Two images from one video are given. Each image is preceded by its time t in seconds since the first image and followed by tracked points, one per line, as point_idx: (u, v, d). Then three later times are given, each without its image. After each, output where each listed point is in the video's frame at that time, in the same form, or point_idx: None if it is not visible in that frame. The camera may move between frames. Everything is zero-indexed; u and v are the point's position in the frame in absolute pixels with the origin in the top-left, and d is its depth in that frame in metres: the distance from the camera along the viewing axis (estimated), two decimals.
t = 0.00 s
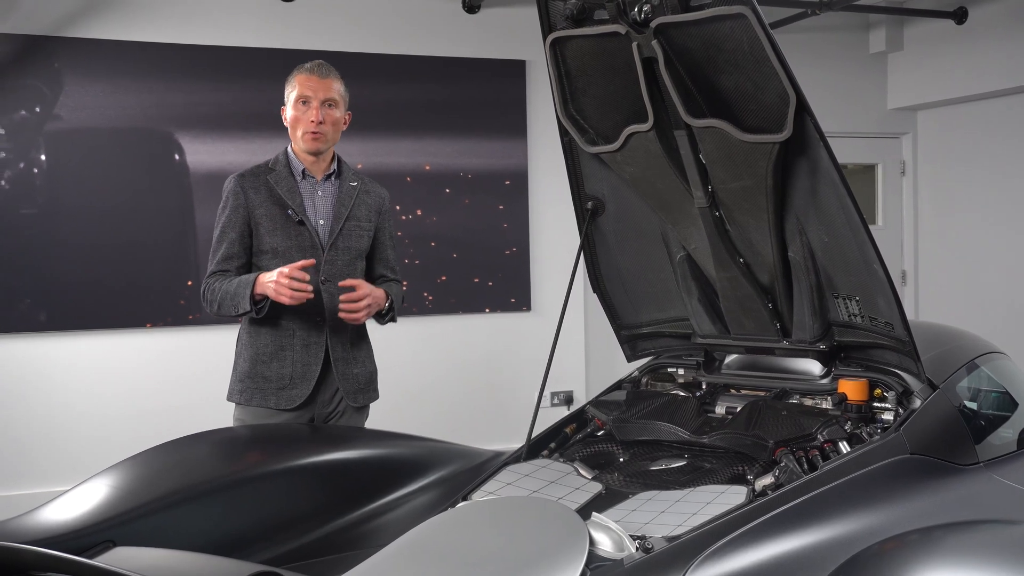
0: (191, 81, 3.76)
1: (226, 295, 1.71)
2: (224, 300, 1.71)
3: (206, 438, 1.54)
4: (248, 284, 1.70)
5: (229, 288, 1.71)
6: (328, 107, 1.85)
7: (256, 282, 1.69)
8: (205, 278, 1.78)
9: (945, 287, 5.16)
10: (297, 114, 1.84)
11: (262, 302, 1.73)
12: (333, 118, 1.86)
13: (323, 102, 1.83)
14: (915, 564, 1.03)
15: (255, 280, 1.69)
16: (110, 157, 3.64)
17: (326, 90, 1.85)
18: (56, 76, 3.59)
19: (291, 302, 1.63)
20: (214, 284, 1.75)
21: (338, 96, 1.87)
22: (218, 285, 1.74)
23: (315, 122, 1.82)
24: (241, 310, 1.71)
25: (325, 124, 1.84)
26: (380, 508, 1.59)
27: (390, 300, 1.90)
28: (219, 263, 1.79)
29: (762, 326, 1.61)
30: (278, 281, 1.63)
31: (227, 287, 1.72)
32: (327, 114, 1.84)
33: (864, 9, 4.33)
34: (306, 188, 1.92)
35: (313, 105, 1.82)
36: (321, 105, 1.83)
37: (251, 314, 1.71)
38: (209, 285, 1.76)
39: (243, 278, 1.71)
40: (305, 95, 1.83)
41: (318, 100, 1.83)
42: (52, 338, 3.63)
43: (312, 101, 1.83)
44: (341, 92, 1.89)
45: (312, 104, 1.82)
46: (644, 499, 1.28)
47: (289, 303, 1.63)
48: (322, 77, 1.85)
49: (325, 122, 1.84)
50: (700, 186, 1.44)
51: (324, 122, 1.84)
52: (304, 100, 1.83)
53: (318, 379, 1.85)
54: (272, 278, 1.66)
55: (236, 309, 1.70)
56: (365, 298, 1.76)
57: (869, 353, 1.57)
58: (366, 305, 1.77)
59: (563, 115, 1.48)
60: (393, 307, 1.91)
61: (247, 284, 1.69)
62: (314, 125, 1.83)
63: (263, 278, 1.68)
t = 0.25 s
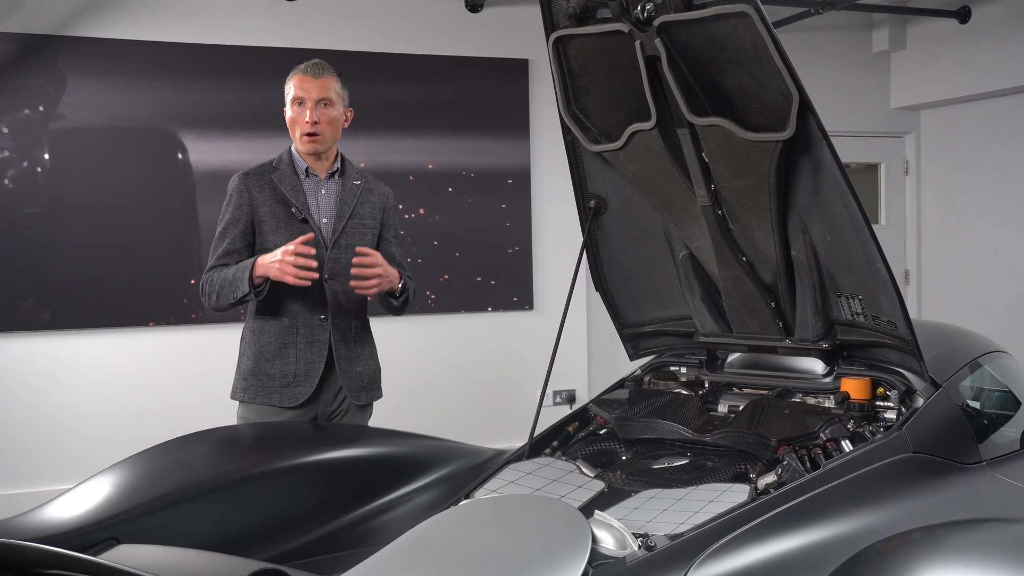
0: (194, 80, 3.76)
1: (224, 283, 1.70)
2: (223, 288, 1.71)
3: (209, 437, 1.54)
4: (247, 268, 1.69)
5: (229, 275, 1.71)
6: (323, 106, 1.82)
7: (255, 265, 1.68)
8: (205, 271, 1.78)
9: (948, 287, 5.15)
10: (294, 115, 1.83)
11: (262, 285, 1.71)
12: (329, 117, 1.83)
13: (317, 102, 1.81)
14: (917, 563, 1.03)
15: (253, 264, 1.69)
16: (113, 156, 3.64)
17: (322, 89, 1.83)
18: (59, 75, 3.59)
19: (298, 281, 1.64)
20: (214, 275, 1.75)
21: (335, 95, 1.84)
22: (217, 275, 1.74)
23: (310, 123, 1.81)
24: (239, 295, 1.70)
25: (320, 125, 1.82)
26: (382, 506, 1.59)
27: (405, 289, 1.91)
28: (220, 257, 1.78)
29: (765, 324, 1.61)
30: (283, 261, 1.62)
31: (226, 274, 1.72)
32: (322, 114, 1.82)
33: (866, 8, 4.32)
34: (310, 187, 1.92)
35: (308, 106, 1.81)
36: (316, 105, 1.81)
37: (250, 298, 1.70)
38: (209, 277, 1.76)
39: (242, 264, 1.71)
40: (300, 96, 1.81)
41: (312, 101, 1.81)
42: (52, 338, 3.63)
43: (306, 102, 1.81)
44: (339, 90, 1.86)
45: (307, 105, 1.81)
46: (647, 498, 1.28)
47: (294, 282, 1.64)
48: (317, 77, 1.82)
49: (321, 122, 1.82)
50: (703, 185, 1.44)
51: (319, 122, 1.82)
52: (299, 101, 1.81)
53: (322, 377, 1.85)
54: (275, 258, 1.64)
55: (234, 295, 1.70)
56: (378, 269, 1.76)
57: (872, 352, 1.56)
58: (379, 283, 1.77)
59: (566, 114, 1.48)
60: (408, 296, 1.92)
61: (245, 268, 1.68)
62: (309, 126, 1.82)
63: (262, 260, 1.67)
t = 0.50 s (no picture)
0: (196, 80, 3.76)
1: (223, 267, 1.71)
2: (221, 274, 1.71)
3: (212, 437, 1.54)
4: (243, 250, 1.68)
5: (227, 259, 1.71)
6: (323, 105, 1.82)
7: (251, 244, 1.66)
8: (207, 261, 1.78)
9: (949, 286, 5.15)
10: (295, 115, 1.83)
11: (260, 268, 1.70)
12: (329, 116, 1.83)
13: (317, 101, 1.81)
14: (921, 562, 1.03)
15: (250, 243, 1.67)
16: (115, 156, 3.65)
17: (322, 88, 1.83)
18: (61, 75, 3.60)
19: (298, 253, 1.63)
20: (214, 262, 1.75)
21: (335, 94, 1.84)
22: (217, 264, 1.74)
23: (311, 122, 1.81)
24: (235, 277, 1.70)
25: (321, 124, 1.82)
26: (386, 505, 1.60)
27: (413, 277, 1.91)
28: (221, 247, 1.78)
29: (768, 323, 1.61)
30: (286, 234, 1.62)
31: (224, 259, 1.72)
32: (322, 113, 1.82)
33: (869, 6, 4.31)
34: (313, 186, 1.93)
35: (308, 106, 1.81)
36: (316, 104, 1.81)
37: (248, 278, 1.69)
38: (209, 266, 1.76)
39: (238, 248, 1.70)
40: (300, 97, 1.81)
41: (312, 101, 1.81)
42: (53, 338, 3.64)
43: (306, 102, 1.81)
44: (339, 89, 1.86)
45: (306, 105, 1.81)
46: (650, 496, 1.28)
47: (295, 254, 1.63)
48: (316, 76, 1.82)
49: (322, 122, 1.82)
50: (705, 183, 1.44)
51: (319, 122, 1.82)
52: (299, 102, 1.82)
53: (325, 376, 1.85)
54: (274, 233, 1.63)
55: (232, 278, 1.69)
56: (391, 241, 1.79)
57: (876, 350, 1.56)
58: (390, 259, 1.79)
59: (569, 113, 1.48)
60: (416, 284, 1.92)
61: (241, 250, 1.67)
62: (309, 126, 1.82)
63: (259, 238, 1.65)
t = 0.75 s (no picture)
0: (196, 80, 3.76)
1: (225, 278, 1.70)
2: (221, 282, 1.71)
3: (212, 438, 1.54)
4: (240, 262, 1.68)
5: (228, 269, 1.70)
6: (320, 104, 1.82)
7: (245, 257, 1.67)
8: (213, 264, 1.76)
9: (948, 288, 5.16)
10: (293, 115, 1.84)
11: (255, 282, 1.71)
12: (328, 114, 1.83)
13: (314, 99, 1.81)
14: (922, 564, 1.03)
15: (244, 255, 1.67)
16: (114, 156, 3.65)
17: (319, 87, 1.83)
18: (61, 75, 3.59)
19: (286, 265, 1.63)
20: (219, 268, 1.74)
21: (332, 92, 1.84)
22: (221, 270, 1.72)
23: (308, 121, 1.82)
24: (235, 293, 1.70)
25: (319, 122, 1.82)
26: (386, 506, 1.59)
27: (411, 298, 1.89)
28: (229, 250, 1.77)
29: (768, 324, 1.61)
30: (274, 244, 1.63)
31: (225, 267, 1.71)
32: (320, 111, 1.82)
33: (868, 8, 4.32)
34: (314, 185, 1.93)
35: (305, 104, 1.81)
36: (313, 103, 1.82)
37: (246, 291, 1.69)
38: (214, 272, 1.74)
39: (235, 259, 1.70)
40: (298, 96, 1.82)
41: (309, 99, 1.81)
42: (53, 338, 3.64)
43: (303, 101, 1.81)
44: (337, 88, 1.86)
45: (304, 104, 1.81)
46: (652, 498, 1.28)
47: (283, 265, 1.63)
48: (312, 75, 1.83)
49: (319, 120, 1.83)
50: (707, 185, 1.44)
51: (318, 120, 1.82)
52: (296, 101, 1.82)
53: (326, 376, 1.85)
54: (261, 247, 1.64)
55: (231, 291, 1.69)
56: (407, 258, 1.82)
57: (876, 352, 1.57)
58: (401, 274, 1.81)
59: (570, 114, 1.48)
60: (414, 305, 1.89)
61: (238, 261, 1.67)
62: (307, 124, 1.82)
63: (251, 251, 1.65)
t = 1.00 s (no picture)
0: (197, 80, 3.76)
1: (225, 300, 1.70)
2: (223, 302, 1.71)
3: (213, 437, 1.54)
4: (244, 290, 1.68)
5: (226, 294, 1.70)
6: (325, 103, 1.83)
7: (250, 289, 1.67)
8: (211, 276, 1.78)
9: (948, 290, 5.16)
10: (296, 113, 1.83)
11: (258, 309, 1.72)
12: (332, 113, 1.84)
13: (318, 98, 1.81)
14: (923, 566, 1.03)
15: (249, 288, 1.67)
16: (115, 156, 3.65)
17: (324, 86, 1.83)
18: (61, 74, 3.59)
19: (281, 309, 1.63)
20: (218, 284, 1.75)
21: (337, 92, 1.85)
22: (221, 286, 1.73)
23: (313, 119, 1.81)
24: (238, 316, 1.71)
25: (323, 121, 1.82)
26: (386, 507, 1.59)
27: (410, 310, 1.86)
28: (226, 261, 1.79)
29: (769, 327, 1.61)
30: (276, 294, 1.63)
31: (223, 289, 1.72)
32: (323, 110, 1.82)
33: (868, 11, 4.33)
34: (314, 187, 1.92)
35: (309, 103, 1.81)
36: (318, 101, 1.82)
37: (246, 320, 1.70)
38: (213, 285, 1.75)
39: (239, 284, 1.69)
40: (302, 94, 1.82)
41: (314, 98, 1.82)
42: (53, 338, 3.63)
43: (308, 100, 1.81)
44: (341, 89, 1.87)
45: (308, 102, 1.81)
46: (652, 499, 1.28)
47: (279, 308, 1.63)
48: (317, 74, 1.83)
49: (323, 119, 1.83)
50: (708, 187, 1.44)
51: (321, 119, 1.82)
52: (300, 99, 1.82)
53: (325, 379, 1.85)
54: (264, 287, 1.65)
55: (233, 315, 1.70)
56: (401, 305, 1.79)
57: (876, 355, 1.57)
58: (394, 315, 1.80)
59: (572, 115, 1.49)
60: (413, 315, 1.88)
61: (242, 292, 1.67)
62: (311, 123, 1.82)
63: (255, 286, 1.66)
